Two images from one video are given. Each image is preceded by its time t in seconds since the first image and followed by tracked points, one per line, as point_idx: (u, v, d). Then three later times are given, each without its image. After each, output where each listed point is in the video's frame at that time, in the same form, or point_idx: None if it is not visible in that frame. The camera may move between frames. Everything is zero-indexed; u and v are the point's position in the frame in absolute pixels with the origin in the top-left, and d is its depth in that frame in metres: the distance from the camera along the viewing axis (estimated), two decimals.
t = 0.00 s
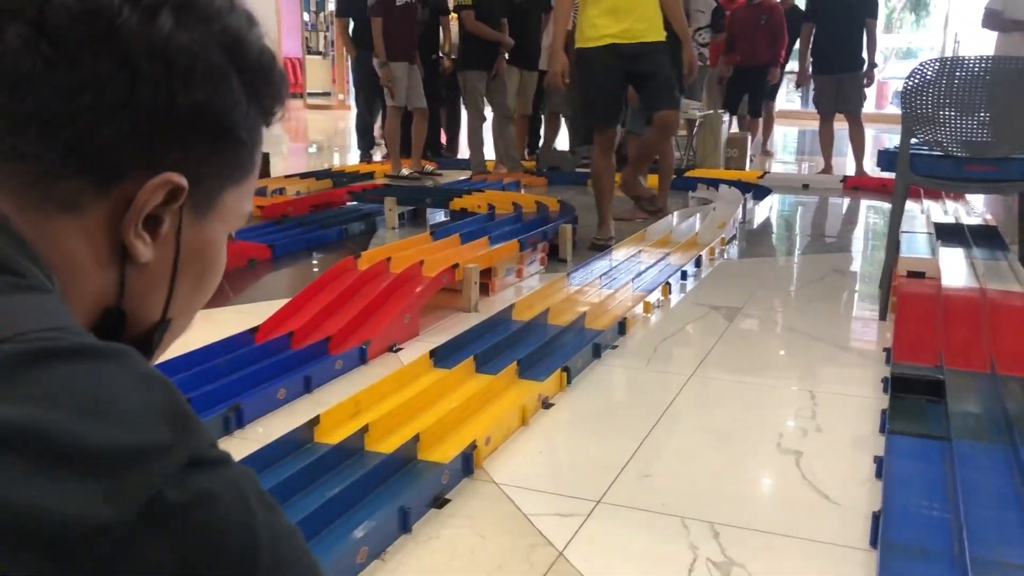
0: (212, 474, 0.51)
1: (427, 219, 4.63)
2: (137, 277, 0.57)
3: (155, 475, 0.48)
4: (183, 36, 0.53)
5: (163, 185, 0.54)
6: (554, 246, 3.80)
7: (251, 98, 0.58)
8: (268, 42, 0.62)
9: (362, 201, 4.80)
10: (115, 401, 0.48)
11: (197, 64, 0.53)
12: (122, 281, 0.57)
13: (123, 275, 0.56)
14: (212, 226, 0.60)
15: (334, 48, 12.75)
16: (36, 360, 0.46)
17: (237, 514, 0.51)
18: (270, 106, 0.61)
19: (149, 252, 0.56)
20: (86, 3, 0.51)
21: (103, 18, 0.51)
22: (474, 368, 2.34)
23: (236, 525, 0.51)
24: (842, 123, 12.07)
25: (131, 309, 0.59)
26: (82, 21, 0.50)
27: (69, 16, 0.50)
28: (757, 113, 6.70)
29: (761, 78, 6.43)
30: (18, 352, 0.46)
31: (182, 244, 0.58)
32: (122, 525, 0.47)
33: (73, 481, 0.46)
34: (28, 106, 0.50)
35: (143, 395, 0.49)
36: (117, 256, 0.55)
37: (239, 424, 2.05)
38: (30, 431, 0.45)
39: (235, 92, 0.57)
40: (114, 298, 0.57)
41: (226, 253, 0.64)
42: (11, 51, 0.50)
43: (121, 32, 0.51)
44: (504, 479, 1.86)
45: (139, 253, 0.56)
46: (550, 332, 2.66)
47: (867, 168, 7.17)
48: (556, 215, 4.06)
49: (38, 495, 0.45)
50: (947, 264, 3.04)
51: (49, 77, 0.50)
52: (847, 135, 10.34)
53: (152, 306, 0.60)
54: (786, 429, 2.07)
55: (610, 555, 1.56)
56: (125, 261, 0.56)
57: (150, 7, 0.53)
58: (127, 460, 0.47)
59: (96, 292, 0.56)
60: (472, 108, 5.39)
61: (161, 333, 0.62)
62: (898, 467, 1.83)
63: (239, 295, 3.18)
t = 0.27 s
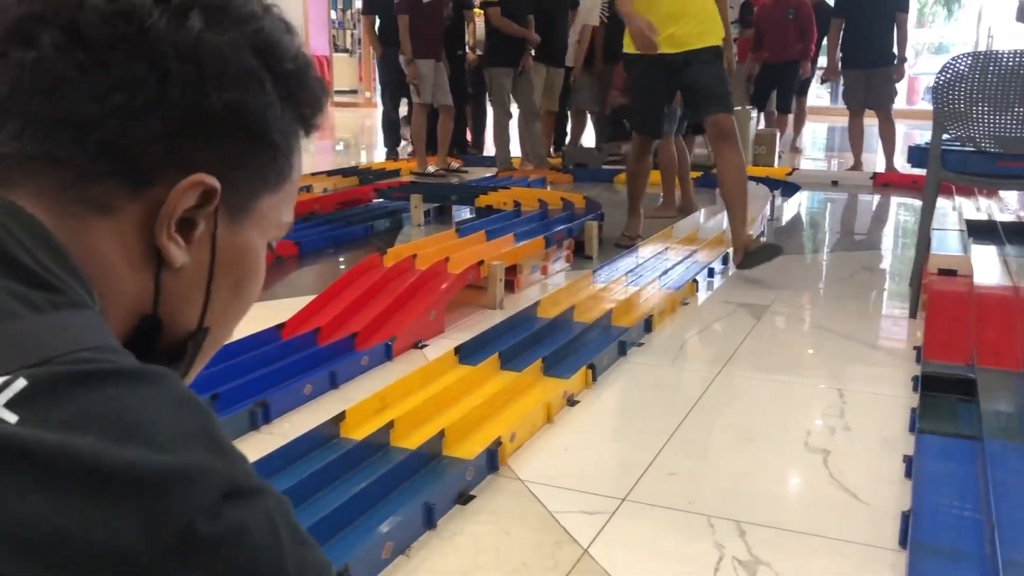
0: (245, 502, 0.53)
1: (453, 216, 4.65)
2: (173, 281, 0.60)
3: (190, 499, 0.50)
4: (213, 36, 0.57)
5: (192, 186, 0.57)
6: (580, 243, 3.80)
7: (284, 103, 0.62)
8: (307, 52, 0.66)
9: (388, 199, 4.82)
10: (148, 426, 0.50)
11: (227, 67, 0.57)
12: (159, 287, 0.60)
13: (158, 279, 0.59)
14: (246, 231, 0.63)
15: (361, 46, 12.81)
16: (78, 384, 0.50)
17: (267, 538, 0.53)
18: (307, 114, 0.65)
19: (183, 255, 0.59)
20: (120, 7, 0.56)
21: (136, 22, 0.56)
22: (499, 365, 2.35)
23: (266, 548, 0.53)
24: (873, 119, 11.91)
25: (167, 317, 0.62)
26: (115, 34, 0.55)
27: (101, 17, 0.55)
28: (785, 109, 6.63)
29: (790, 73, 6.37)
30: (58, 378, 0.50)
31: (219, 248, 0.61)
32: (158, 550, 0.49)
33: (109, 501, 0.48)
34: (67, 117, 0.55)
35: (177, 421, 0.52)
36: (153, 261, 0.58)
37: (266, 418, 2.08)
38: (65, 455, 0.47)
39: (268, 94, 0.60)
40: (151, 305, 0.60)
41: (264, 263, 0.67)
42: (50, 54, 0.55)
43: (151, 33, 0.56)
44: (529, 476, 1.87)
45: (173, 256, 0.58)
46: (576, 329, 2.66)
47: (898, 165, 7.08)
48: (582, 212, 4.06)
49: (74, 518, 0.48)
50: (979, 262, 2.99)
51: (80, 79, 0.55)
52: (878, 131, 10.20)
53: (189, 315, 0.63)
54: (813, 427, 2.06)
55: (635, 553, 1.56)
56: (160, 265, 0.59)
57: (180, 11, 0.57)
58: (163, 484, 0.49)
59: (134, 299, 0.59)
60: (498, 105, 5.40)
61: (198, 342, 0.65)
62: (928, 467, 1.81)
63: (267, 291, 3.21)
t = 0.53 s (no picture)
0: (269, 520, 0.53)
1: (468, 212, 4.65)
2: (208, 280, 0.60)
3: (215, 514, 0.50)
4: (249, 30, 0.58)
5: (224, 184, 0.57)
6: (596, 240, 3.79)
7: (323, 97, 0.63)
8: (350, 50, 0.67)
9: (404, 195, 4.83)
10: (172, 436, 0.50)
11: (263, 62, 0.58)
12: (193, 286, 0.60)
13: (192, 278, 0.60)
14: (280, 231, 0.63)
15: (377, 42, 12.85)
16: (107, 391, 0.50)
17: (287, 556, 0.53)
18: (346, 108, 0.66)
19: (217, 254, 0.60)
20: (156, 4, 0.57)
21: (170, 17, 0.57)
22: (515, 362, 2.35)
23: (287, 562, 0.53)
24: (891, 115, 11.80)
25: (202, 318, 0.62)
26: (153, 30, 0.57)
27: (136, 16, 0.57)
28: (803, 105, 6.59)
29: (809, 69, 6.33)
30: (86, 383, 0.49)
31: (254, 248, 0.61)
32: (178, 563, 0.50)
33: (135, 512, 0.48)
34: (98, 111, 0.56)
35: (205, 431, 0.52)
36: (187, 259, 0.59)
37: (282, 414, 2.09)
38: (91, 467, 0.47)
39: (305, 88, 0.61)
40: (185, 305, 0.61)
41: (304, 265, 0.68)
42: (85, 53, 0.57)
43: (188, 27, 0.57)
44: (544, 473, 1.87)
45: (206, 255, 0.59)
46: (591, 326, 2.66)
47: (918, 162, 7.02)
48: (597, 209, 4.05)
49: (97, 528, 0.48)
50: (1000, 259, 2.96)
51: (115, 74, 0.56)
52: (897, 127, 10.11)
53: (225, 317, 0.64)
54: (831, 425, 2.05)
55: (650, 550, 1.56)
56: (193, 262, 0.59)
57: (216, 5, 0.58)
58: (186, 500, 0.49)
59: (168, 298, 0.60)
60: (514, 102, 5.40)
61: (233, 342, 0.66)
62: (946, 466, 1.80)
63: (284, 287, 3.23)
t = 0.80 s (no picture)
0: (280, 491, 0.52)
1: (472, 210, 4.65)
2: (202, 254, 0.62)
3: (218, 480, 0.49)
4: (238, 9, 0.59)
5: (220, 159, 0.59)
6: (600, 237, 3.79)
7: (311, 74, 0.64)
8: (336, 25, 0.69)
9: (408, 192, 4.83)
10: (177, 404, 0.51)
11: (253, 40, 0.59)
12: (187, 260, 0.61)
13: (188, 253, 0.61)
14: (274, 204, 0.64)
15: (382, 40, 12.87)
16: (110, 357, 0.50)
17: (296, 538, 0.52)
18: (334, 83, 0.67)
19: (212, 229, 0.61)
20: None
21: None
22: (518, 360, 2.35)
23: (294, 541, 0.52)
24: (897, 113, 11.78)
25: (196, 289, 0.63)
26: (144, 10, 0.56)
27: None
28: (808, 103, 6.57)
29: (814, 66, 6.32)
30: (87, 350, 0.50)
31: (247, 222, 0.63)
32: (183, 531, 0.49)
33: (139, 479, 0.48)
34: (90, 90, 0.57)
35: (208, 404, 0.52)
36: (183, 234, 0.60)
37: (286, 411, 2.10)
38: (97, 432, 0.48)
39: (294, 65, 0.62)
40: (180, 277, 0.62)
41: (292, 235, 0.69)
42: (76, 32, 0.57)
43: (180, 6, 0.57)
44: (547, 471, 1.87)
45: (203, 230, 0.60)
46: (594, 324, 2.65)
47: (923, 159, 6.99)
48: (602, 206, 4.05)
49: (104, 494, 0.48)
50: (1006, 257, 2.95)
51: (107, 54, 0.56)
52: (902, 125, 10.08)
53: (218, 288, 0.65)
54: (834, 424, 2.05)
55: (653, 548, 1.56)
56: (189, 237, 0.60)
57: None
58: (193, 465, 0.49)
59: (163, 273, 0.61)
60: (518, 99, 5.40)
61: (227, 312, 0.66)
62: (950, 465, 1.80)
63: (289, 284, 3.24)
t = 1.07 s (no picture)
0: (261, 341, 0.52)
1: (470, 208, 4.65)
2: (141, 118, 0.57)
3: (199, 331, 0.49)
4: None
5: (154, 16, 0.55)
6: (598, 236, 3.79)
7: None
8: None
9: (406, 190, 4.83)
10: (146, 263, 0.50)
11: None
12: (127, 127, 0.56)
13: (126, 118, 0.56)
14: (194, 59, 0.60)
15: (380, 38, 12.87)
16: (68, 223, 0.49)
17: (286, 389, 0.52)
18: None
19: (150, 89, 0.57)
20: None
21: None
22: (515, 358, 2.35)
23: (284, 401, 0.52)
24: (895, 112, 11.79)
25: (136, 152, 0.58)
26: None
27: None
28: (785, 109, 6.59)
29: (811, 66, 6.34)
30: (45, 216, 0.49)
31: (174, 80, 0.58)
32: (173, 396, 0.49)
33: (116, 342, 0.48)
34: None
35: (176, 263, 0.52)
36: (119, 96, 0.55)
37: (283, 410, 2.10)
38: (69, 293, 0.47)
39: None
40: (120, 145, 0.57)
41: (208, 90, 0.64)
42: None
43: None
44: (544, 469, 1.87)
45: (143, 91, 0.56)
46: (592, 322, 2.66)
47: (920, 159, 7.01)
48: (600, 205, 4.05)
49: (86, 356, 0.47)
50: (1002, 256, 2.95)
51: None
52: (900, 125, 10.09)
53: (156, 148, 0.59)
54: (831, 423, 2.05)
55: (649, 546, 1.56)
56: (128, 99, 0.55)
57: None
58: (173, 317, 0.49)
59: (102, 141, 0.56)
60: (516, 98, 5.40)
61: (165, 175, 0.61)
62: (946, 464, 1.80)
63: (286, 282, 3.23)
